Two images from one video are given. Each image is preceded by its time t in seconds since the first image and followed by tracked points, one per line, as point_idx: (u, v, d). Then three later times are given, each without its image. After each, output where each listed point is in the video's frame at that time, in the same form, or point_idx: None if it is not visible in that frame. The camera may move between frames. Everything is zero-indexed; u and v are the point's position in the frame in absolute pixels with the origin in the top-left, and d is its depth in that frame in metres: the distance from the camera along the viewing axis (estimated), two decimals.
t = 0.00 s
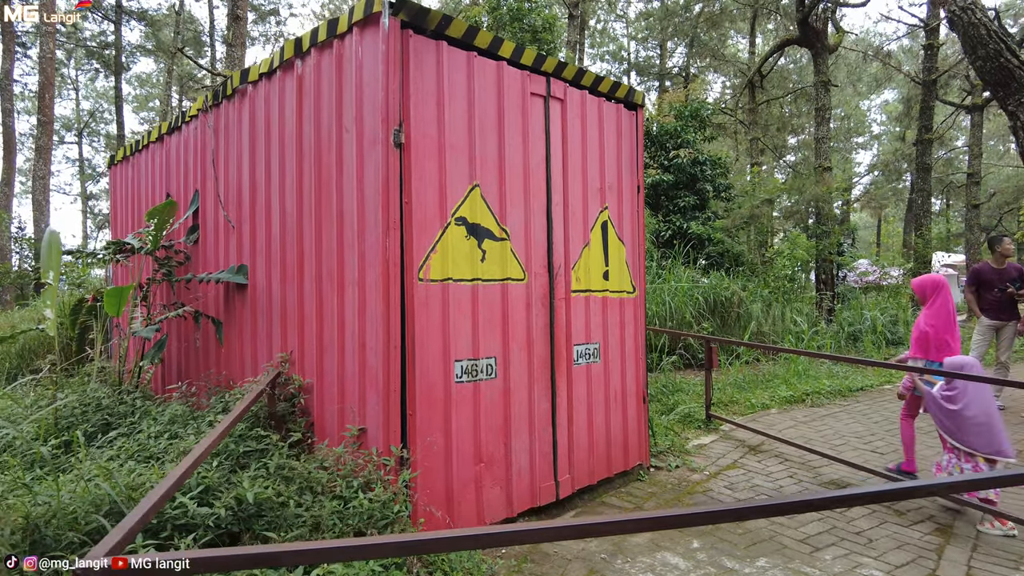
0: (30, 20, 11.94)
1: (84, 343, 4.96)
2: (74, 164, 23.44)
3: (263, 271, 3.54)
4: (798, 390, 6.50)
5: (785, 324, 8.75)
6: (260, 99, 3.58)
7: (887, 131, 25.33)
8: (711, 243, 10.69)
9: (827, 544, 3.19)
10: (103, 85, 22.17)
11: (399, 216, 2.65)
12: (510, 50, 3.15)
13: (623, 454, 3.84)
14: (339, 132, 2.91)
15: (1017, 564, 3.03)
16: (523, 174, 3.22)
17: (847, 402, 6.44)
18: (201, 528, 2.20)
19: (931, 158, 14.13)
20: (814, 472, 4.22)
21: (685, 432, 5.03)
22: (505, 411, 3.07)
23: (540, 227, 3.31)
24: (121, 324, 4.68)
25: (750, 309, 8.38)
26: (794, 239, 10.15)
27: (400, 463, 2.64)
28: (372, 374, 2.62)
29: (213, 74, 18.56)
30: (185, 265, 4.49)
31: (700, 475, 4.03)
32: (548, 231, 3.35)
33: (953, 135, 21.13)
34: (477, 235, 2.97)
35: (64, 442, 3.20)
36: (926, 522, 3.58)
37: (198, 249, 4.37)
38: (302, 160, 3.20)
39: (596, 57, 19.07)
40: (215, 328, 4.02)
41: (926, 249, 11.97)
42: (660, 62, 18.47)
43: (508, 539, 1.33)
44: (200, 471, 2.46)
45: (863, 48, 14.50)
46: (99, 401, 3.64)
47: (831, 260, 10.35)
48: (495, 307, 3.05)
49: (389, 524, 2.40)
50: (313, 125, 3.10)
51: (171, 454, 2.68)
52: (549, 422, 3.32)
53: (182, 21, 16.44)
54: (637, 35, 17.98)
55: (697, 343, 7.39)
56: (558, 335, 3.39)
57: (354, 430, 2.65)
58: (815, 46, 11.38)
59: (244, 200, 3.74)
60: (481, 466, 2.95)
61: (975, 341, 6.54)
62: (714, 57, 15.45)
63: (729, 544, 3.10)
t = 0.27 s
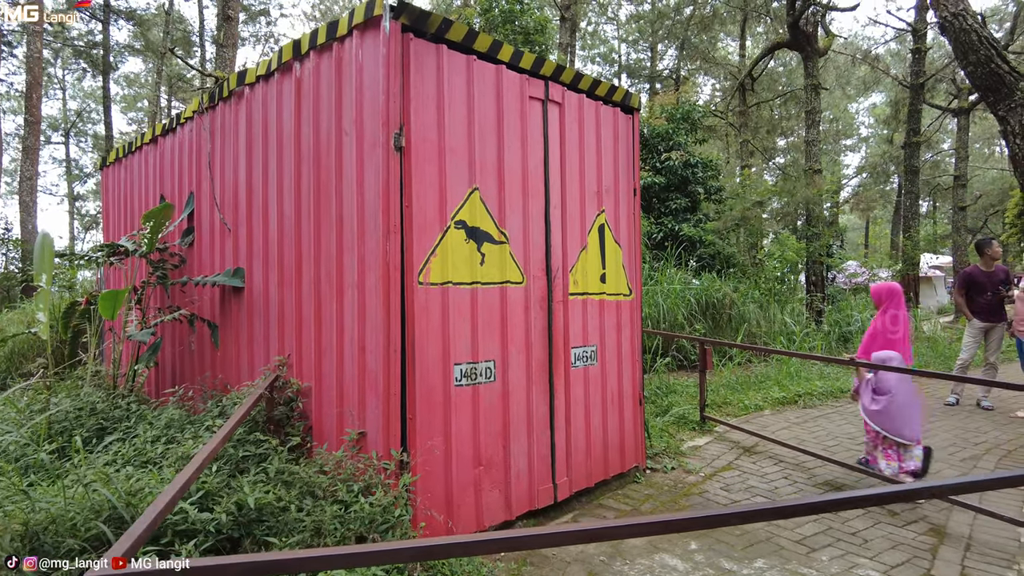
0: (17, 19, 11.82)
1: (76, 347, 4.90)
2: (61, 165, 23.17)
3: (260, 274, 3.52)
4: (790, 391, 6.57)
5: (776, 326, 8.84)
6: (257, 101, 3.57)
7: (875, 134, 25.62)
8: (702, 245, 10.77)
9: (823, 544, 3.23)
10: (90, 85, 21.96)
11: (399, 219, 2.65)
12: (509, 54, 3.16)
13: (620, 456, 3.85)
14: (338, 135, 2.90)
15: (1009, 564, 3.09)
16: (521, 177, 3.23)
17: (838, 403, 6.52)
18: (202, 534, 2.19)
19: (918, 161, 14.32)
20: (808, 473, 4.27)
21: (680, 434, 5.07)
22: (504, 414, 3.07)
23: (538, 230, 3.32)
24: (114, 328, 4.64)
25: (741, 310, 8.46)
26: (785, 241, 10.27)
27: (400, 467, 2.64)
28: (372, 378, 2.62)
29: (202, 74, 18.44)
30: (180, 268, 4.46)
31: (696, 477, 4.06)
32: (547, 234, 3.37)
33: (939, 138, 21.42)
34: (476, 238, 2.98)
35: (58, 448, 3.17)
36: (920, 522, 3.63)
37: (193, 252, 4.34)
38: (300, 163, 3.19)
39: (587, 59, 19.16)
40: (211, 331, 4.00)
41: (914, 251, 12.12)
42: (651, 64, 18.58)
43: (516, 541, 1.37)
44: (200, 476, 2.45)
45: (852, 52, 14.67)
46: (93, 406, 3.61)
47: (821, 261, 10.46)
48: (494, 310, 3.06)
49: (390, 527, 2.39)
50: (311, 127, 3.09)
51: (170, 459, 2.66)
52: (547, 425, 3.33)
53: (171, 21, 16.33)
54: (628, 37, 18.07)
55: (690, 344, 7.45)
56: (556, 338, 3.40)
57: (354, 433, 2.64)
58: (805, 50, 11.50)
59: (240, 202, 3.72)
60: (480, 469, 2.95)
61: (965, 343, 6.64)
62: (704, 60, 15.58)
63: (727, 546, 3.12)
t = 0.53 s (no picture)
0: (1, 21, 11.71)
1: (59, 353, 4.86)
2: (46, 168, 22.90)
3: (245, 279, 3.52)
4: (777, 392, 6.62)
5: (763, 327, 8.93)
6: (243, 106, 3.57)
7: (861, 136, 25.89)
8: (690, 248, 10.85)
9: (807, 545, 3.27)
10: (75, 88, 21.74)
11: (384, 224, 2.66)
12: (494, 59, 3.18)
13: (606, 459, 3.88)
14: (322, 140, 2.91)
15: (988, 561, 3.15)
16: (506, 181, 3.25)
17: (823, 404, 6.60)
18: (185, 540, 2.19)
19: (903, 163, 14.50)
20: (793, 474, 4.31)
21: (667, 436, 5.10)
22: (490, 417, 3.09)
23: (524, 234, 3.35)
24: (99, 333, 4.61)
25: (729, 312, 8.53)
26: (772, 243, 10.37)
27: (385, 471, 2.65)
28: (357, 382, 2.63)
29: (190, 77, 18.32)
30: (165, 272, 4.44)
31: (682, 478, 4.09)
32: (532, 238, 3.39)
33: (925, 140, 21.70)
34: (461, 242, 3.00)
35: (41, 454, 3.14)
36: (902, 521, 3.68)
37: (178, 256, 4.33)
38: (285, 167, 3.19)
39: (576, 62, 19.23)
40: (196, 336, 3.98)
41: (899, 252, 12.26)
42: (639, 67, 18.69)
43: (494, 545, 1.35)
44: (183, 482, 2.44)
45: (838, 55, 14.83)
46: (76, 412, 3.58)
47: (808, 263, 10.57)
48: (480, 314, 3.07)
49: (374, 531, 2.40)
50: (296, 132, 3.10)
51: (154, 464, 2.65)
52: (533, 428, 3.35)
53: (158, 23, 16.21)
54: (616, 41, 18.17)
55: (677, 346, 7.50)
56: (542, 341, 3.42)
57: (338, 438, 2.65)
58: (791, 53, 11.62)
59: (226, 207, 3.71)
60: (466, 472, 2.96)
61: (948, 343, 6.74)
62: (692, 63, 15.71)
63: (711, 547, 3.15)
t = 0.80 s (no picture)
0: None
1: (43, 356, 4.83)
2: (33, 170, 22.65)
3: (229, 280, 3.52)
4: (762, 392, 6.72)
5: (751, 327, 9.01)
6: (226, 108, 3.57)
7: (850, 138, 26.12)
8: (678, 249, 10.93)
9: (787, 541, 3.31)
10: (63, 89, 21.56)
11: (365, 226, 2.68)
12: (475, 61, 3.21)
13: (590, 458, 3.92)
14: (304, 143, 2.93)
15: (964, 556, 3.21)
16: (488, 183, 3.28)
17: (808, 403, 6.68)
18: (165, 539, 2.20)
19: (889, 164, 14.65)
20: (776, 472, 4.36)
21: (653, 435, 5.15)
22: (472, 417, 3.11)
23: (506, 236, 3.38)
24: (83, 335, 4.59)
25: (716, 313, 8.60)
26: (760, 244, 10.47)
27: (367, 471, 2.66)
28: (338, 383, 2.65)
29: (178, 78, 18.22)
30: (150, 274, 4.43)
31: (666, 477, 4.13)
32: (515, 239, 3.42)
33: (912, 142, 21.94)
34: (443, 243, 3.02)
35: (22, 457, 3.13)
36: (881, 517, 3.74)
37: (163, 258, 4.32)
38: (268, 169, 3.21)
39: (566, 64, 19.31)
40: (181, 338, 3.98)
41: (886, 252, 12.39)
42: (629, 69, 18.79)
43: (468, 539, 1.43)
44: (164, 483, 2.45)
45: (825, 57, 14.98)
46: (58, 415, 3.57)
47: (796, 264, 10.65)
48: (462, 315, 3.10)
49: (355, 530, 2.42)
50: (278, 134, 3.12)
51: (135, 465, 2.66)
52: (516, 428, 3.38)
53: (146, 25, 16.12)
54: (606, 43, 18.24)
55: (664, 347, 7.56)
56: (525, 341, 3.45)
57: (320, 438, 2.67)
58: (778, 55, 11.74)
59: (210, 209, 3.72)
60: (448, 472, 2.98)
61: (931, 342, 6.83)
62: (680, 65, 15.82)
63: (692, 544, 3.18)
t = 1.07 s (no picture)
0: None
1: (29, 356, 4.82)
2: (21, 170, 22.42)
3: (214, 280, 3.53)
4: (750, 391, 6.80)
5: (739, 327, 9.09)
6: (211, 107, 3.58)
7: (839, 139, 26.33)
8: (668, 249, 11.00)
9: (768, 537, 3.33)
10: (52, 89, 21.41)
11: (348, 224, 2.70)
12: (459, 61, 3.24)
13: (575, 455, 3.95)
14: (288, 142, 2.95)
15: (941, 549, 3.24)
16: (472, 182, 3.30)
17: (795, 402, 6.76)
18: (146, 536, 2.21)
19: (878, 165, 14.79)
20: (760, 469, 4.41)
21: (639, 433, 5.19)
22: (456, 415, 3.14)
23: (491, 235, 3.40)
24: (69, 335, 4.58)
25: (705, 312, 8.67)
26: (750, 245, 10.60)
27: (350, 468, 2.68)
28: (322, 380, 2.67)
29: (169, 79, 18.13)
30: (136, 274, 4.43)
31: (651, 474, 4.17)
32: (499, 238, 3.45)
33: (901, 143, 22.14)
34: (427, 242, 3.04)
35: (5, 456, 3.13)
36: (862, 513, 3.76)
37: (149, 258, 4.32)
38: (253, 169, 3.22)
39: (557, 65, 19.37)
40: (167, 338, 3.98)
41: (875, 252, 12.50)
42: (620, 70, 18.87)
43: (441, 530, 1.45)
44: (147, 480, 2.46)
45: (814, 59, 15.11)
46: (43, 414, 3.56)
47: (785, 264, 10.73)
48: (446, 313, 3.12)
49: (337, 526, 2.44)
50: (263, 134, 3.13)
51: (118, 463, 2.67)
52: (501, 426, 3.40)
53: (136, 25, 16.04)
54: (597, 44, 18.31)
55: (653, 346, 7.61)
56: (509, 340, 3.48)
57: (304, 436, 2.69)
58: (767, 56, 11.83)
59: (195, 209, 3.73)
60: (432, 469, 3.01)
61: (915, 340, 6.90)
62: (671, 66, 15.91)
63: (674, 539, 3.21)
